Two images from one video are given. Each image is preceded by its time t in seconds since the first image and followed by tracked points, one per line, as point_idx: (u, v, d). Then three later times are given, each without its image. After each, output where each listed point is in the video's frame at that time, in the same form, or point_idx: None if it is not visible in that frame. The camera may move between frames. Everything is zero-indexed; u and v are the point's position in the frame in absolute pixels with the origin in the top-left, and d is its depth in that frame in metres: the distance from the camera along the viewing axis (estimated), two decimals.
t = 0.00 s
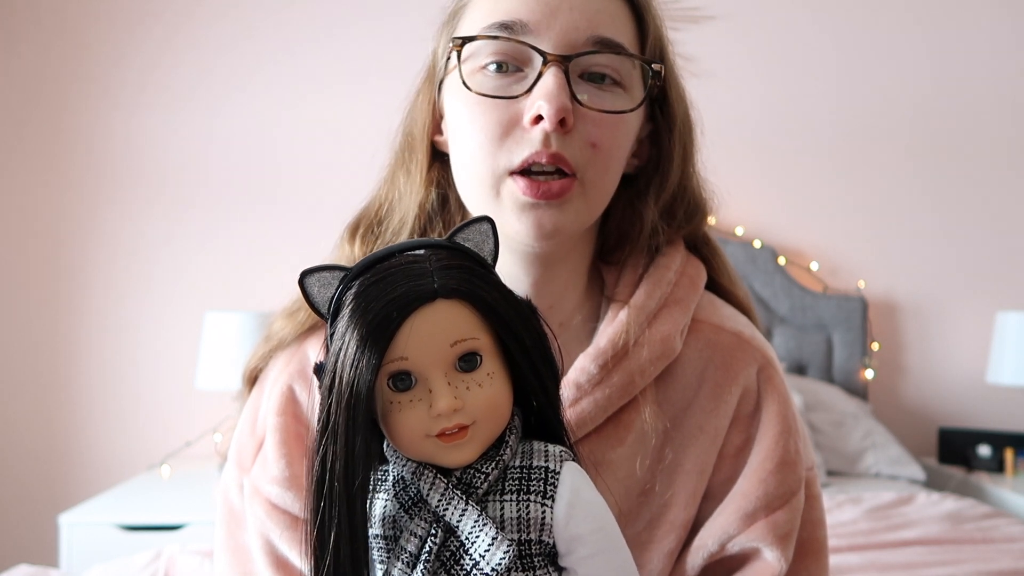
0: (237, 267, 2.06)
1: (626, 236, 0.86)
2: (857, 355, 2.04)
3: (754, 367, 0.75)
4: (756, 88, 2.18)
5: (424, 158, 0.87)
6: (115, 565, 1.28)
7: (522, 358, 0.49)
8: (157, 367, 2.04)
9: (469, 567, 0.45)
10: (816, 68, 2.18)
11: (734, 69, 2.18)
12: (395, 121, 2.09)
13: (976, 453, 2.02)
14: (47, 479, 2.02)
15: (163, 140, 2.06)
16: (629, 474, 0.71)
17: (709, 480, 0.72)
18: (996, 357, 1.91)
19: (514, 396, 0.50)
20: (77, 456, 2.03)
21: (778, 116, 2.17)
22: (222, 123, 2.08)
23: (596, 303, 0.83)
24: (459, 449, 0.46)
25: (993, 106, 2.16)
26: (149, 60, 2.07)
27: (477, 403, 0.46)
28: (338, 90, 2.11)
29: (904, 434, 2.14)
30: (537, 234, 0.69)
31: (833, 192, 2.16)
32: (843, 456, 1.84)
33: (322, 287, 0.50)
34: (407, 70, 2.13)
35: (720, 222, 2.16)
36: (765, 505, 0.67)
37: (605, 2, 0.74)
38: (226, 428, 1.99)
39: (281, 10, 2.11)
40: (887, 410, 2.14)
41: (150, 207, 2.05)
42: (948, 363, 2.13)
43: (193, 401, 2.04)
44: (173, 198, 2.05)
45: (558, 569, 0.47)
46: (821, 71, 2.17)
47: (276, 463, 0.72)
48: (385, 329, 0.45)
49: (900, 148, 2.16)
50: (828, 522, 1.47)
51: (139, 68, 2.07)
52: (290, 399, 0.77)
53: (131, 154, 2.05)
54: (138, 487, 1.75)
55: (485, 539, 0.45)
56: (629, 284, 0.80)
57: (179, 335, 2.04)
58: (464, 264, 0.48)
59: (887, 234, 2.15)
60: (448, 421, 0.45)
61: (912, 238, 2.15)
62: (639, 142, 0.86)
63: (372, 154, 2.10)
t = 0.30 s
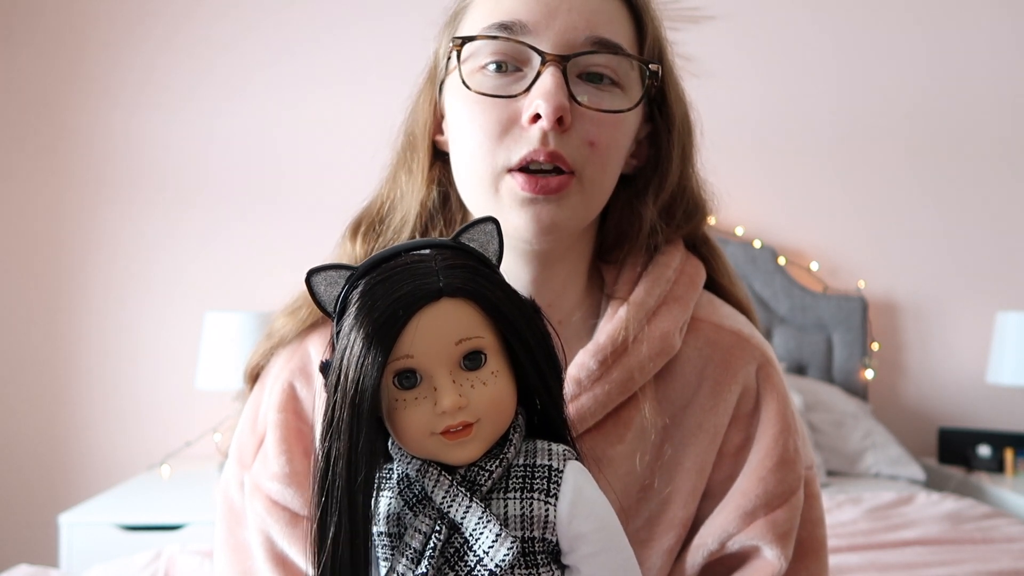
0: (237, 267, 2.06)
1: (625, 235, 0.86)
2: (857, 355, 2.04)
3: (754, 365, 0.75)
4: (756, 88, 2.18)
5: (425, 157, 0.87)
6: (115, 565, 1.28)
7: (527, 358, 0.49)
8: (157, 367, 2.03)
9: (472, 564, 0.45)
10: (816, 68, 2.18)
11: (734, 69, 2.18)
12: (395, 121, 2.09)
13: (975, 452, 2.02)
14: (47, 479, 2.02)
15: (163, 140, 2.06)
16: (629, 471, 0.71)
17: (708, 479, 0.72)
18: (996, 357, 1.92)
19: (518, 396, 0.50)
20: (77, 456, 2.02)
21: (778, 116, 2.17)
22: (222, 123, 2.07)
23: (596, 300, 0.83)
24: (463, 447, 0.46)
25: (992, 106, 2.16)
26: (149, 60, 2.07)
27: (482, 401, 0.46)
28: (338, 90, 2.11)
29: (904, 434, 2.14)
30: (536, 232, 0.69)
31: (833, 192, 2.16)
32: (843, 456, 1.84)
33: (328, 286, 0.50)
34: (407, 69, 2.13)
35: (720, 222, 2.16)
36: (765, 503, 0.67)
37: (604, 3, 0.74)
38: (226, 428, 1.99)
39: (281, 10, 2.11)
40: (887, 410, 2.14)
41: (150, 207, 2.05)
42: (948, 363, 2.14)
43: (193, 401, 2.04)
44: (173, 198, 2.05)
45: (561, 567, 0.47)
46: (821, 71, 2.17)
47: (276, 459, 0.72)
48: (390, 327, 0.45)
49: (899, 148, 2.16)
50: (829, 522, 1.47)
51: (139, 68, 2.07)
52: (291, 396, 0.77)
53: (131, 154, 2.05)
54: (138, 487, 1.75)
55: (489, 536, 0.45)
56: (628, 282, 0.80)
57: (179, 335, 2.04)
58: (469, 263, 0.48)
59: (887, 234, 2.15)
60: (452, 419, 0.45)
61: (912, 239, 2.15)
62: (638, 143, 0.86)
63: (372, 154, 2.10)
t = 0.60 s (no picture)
0: (237, 267, 2.06)
1: (625, 235, 0.86)
2: (857, 355, 2.04)
3: (754, 365, 0.75)
4: (756, 88, 2.18)
5: (425, 157, 0.87)
6: (115, 565, 1.28)
7: (526, 357, 0.49)
8: (157, 367, 2.03)
9: (471, 565, 0.45)
10: (816, 68, 2.18)
11: (734, 69, 2.18)
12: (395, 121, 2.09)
13: (976, 453, 2.02)
14: (47, 479, 2.02)
15: (162, 140, 2.06)
16: (628, 471, 0.71)
17: (708, 479, 0.72)
18: (996, 357, 1.92)
19: (517, 396, 0.50)
20: (77, 455, 2.02)
21: (777, 116, 2.17)
22: (222, 123, 2.07)
23: (595, 300, 0.83)
24: (462, 447, 0.46)
25: (992, 106, 2.16)
26: (149, 60, 2.07)
27: (481, 402, 0.46)
28: (338, 90, 2.11)
29: (904, 434, 2.14)
30: (535, 233, 0.69)
31: (834, 192, 2.16)
32: (843, 456, 1.84)
33: (327, 286, 0.50)
34: (407, 69, 2.13)
35: (720, 222, 2.16)
36: (765, 503, 0.67)
37: (604, 3, 0.73)
38: (226, 428, 1.99)
39: (281, 10, 2.11)
40: (887, 410, 2.14)
41: (150, 207, 2.05)
42: (948, 363, 2.14)
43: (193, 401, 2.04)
44: (173, 198, 2.05)
45: (560, 567, 0.47)
46: (821, 71, 2.17)
47: (275, 459, 0.72)
48: (389, 327, 0.45)
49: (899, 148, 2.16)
50: (829, 522, 1.47)
51: (139, 69, 2.07)
52: (290, 396, 0.77)
53: (131, 154, 2.05)
54: (138, 487, 1.75)
55: (488, 537, 0.45)
56: (628, 282, 0.80)
57: (178, 335, 2.04)
58: (468, 263, 0.48)
59: (887, 234, 2.15)
60: (451, 419, 0.45)
61: (911, 239, 2.15)
62: (638, 143, 0.86)
63: (372, 154, 2.10)
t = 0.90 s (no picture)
0: (237, 267, 2.06)
1: (626, 236, 0.86)
2: (857, 356, 2.04)
3: (754, 365, 0.75)
4: (756, 88, 2.18)
5: (425, 158, 0.87)
6: (115, 565, 1.28)
7: (523, 357, 0.49)
8: (157, 367, 2.04)
9: (470, 565, 0.45)
10: (816, 68, 2.18)
11: (734, 69, 2.18)
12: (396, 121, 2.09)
13: (976, 453, 2.02)
14: (48, 480, 2.02)
15: (162, 140, 2.06)
16: (628, 471, 0.71)
17: (709, 479, 0.72)
18: (996, 357, 1.91)
19: (515, 395, 0.51)
20: (76, 456, 2.02)
21: (777, 116, 2.17)
22: (222, 123, 2.08)
23: (595, 301, 0.83)
24: (460, 448, 0.46)
25: (992, 106, 2.16)
26: (149, 60, 2.07)
27: (478, 402, 0.46)
28: (338, 90, 2.11)
29: (904, 434, 2.14)
30: (536, 234, 0.69)
31: (834, 193, 2.16)
32: (843, 456, 1.84)
33: (324, 287, 0.50)
34: (407, 69, 2.13)
35: (720, 222, 2.16)
36: (765, 503, 0.67)
37: (604, 4, 0.73)
38: (226, 428, 1.99)
39: (281, 10, 2.11)
40: (887, 410, 2.14)
41: (150, 207, 2.05)
42: (948, 363, 2.14)
43: (193, 402, 2.04)
44: (173, 198, 2.05)
45: (559, 568, 0.47)
46: (821, 72, 2.17)
47: (276, 458, 0.72)
48: (386, 328, 0.45)
49: (899, 148, 2.16)
50: (829, 522, 1.46)
51: (139, 69, 2.07)
52: (290, 396, 0.77)
53: (131, 154, 2.05)
54: (138, 487, 1.75)
55: (486, 537, 0.45)
56: (628, 282, 0.80)
57: (179, 335, 2.04)
58: (465, 264, 0.48)
59: (887, 234, 2.15)
60: (450, 420, 0.45)
61: (912, 238, 2.15)
62: (638, 142, 0.86)
63: (372, 154, 2.10)
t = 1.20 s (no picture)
0: (237, 267, 2.06)
1: (626, 236, 0.86)
2: (857, 355, 2.04)
3: (753, 365, 0.75)
4: (756, 88, 2.18)
5: (425, 158, 0.87)
6: (115, 565, 1.28)
7: (512, 358, 0.49)
8: (157, 368, 2.04)
9: (460, 573, 0.46)
10: (817, 68, 2.17)
11: (734, 69, 2.18)
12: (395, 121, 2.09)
13: (976, 453, 2.02)
14: (48, 480, 2.02)
15: (163, 140, 2.06)
16: (629, 471, 0.71)
17: (708, 479, 0.72)
18: (996, 357, 1.91)
19: (505, 397, 0.51)
20: (77, 456, 2.03)
21: (777, 116, 2.17)
22: (223, 123, 2.08)
23: (595, 300, 0.83)
24: (448, 453, 0.46)
25: (993, 106, 2.16)
26: (149, 61, 2.07)
27: (467, 407, 0.46)
28: (338, 90, 2.11)
29: (904, 434, 2.14)
30: (536, 234, 0.69)
31: (834, 193, 2.16)
32: (843, 456, 1.84)
33: (307, 289, 0.50)
34: (407, 69, 2.13)
35: (720, 222, 2.16)
36: (765, 503, 0.68)
37: (604, 4, 0.73)
38: (226, 428, 2.00)
39: (281, 10, 2.11)
40: (887, 410, 2.14)
41: (150, 207, 2.05)
42: (948, 363, 2.14)
43: (193, 402, 2.04)
44: (173, 198, 2.06)
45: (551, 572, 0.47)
46: (821, 72, 2.17)
47: (276, 459, 0.73)
48: (370, 333, 0.45)
49: (899, 148, 2.16)
50: (828, 522, 1.47)
51: (139, 69, 2.07)
52: (291, 396, 0.77)
53: (131, 155, 2.05)
54: (138, 487, 1.75)
55: (477, 545, 0.45)
56: (628, 282, 0.80)
57: (179, 335, 2.04)
58: (451, 265, 0.48)
59: (887, 234, 2.15)
60: (437, 425, 0.45)
61: (912, 238, 2.15)
62: (638, 142, 0.86)
63: (372, 154, 2.10)
